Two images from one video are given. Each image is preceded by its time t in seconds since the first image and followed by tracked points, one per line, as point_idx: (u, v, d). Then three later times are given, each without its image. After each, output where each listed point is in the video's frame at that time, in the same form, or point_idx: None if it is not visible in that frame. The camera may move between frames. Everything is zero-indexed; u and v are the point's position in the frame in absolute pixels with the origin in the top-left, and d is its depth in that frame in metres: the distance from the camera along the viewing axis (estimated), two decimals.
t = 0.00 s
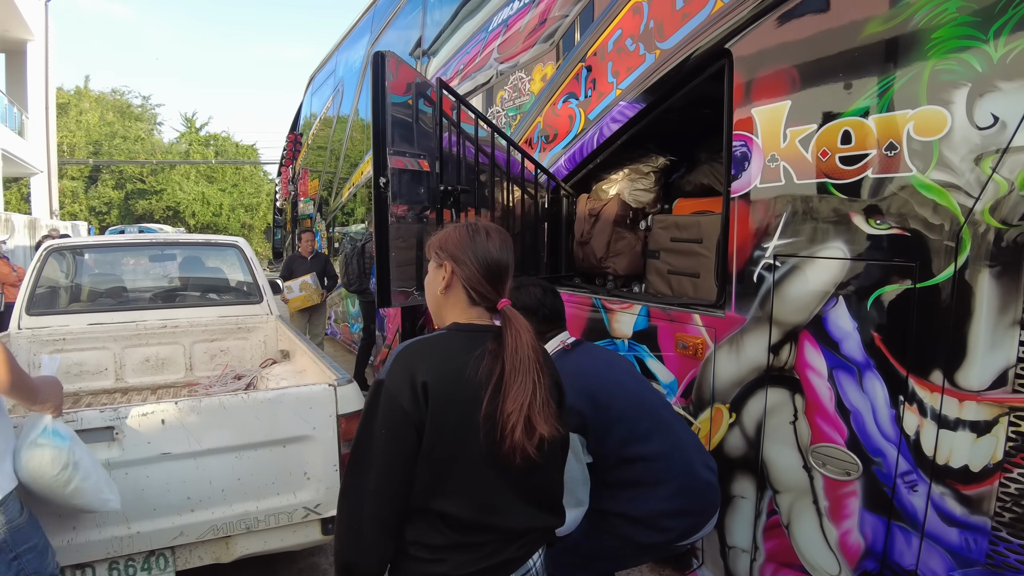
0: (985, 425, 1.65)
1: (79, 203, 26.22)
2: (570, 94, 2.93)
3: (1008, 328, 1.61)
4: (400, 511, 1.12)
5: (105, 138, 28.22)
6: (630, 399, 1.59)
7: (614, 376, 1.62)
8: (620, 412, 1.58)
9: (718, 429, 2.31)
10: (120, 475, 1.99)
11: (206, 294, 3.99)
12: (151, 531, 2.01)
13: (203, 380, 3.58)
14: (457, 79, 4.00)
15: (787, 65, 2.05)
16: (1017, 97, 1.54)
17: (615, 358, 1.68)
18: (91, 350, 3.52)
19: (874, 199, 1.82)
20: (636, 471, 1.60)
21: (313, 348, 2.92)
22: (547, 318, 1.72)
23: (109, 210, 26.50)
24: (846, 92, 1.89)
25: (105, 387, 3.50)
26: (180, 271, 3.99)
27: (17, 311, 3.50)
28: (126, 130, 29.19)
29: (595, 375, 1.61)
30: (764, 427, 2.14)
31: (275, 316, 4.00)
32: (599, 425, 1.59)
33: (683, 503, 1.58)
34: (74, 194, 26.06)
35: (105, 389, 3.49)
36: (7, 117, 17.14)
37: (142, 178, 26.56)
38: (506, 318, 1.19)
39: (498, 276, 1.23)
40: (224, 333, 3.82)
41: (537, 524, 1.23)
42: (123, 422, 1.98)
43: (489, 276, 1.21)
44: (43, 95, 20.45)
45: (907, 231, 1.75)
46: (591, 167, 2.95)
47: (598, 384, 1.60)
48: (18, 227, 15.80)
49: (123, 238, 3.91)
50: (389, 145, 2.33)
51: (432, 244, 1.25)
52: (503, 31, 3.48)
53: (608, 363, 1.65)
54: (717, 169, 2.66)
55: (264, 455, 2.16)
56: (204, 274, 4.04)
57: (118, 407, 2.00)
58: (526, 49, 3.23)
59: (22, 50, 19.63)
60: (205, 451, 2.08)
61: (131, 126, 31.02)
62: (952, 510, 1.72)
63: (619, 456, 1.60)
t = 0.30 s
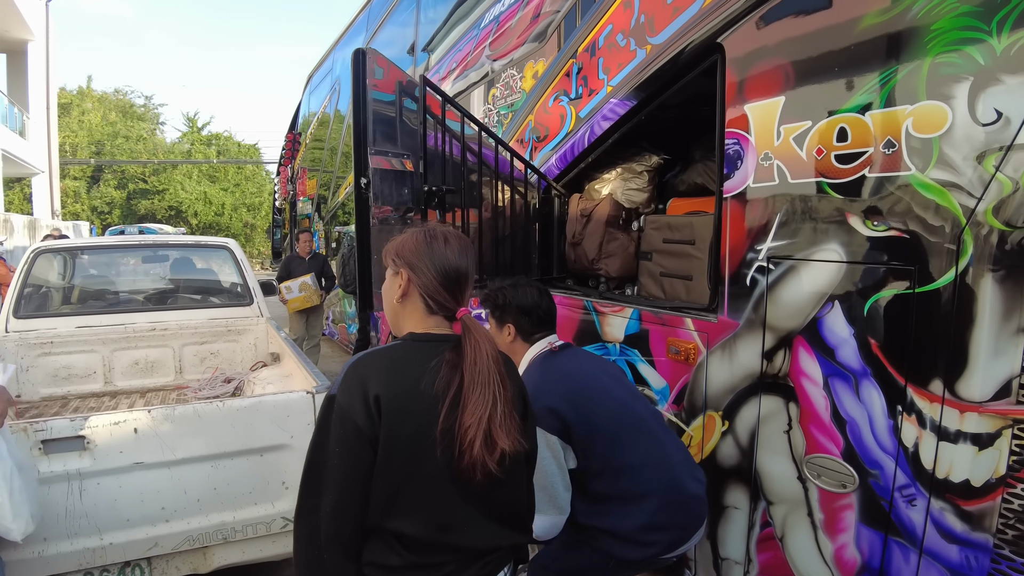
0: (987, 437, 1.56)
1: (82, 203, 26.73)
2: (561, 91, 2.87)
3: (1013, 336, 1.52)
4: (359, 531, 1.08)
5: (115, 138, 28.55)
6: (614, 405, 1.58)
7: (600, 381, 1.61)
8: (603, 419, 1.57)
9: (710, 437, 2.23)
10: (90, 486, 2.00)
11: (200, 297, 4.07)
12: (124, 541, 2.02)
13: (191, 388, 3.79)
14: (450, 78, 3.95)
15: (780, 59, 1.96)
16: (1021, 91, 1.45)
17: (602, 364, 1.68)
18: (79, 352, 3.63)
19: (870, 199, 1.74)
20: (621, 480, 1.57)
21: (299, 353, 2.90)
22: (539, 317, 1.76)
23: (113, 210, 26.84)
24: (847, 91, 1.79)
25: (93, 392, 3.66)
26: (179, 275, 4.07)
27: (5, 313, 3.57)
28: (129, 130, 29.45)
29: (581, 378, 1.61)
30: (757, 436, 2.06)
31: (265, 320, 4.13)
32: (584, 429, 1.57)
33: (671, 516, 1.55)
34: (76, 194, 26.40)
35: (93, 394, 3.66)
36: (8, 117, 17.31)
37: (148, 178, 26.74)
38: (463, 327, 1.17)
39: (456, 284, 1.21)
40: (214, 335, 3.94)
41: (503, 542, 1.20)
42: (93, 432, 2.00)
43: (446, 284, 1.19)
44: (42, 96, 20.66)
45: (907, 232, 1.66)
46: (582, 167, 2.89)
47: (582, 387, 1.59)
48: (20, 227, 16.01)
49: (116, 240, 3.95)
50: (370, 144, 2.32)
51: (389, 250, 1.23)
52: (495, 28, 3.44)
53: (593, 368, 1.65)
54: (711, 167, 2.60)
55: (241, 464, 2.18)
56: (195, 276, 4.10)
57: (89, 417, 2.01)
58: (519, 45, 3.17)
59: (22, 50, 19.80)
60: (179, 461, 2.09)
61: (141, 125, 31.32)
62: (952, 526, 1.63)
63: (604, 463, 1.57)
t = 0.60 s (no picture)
0: (998, 447, 1.50)
1: (87, 203, 26.95)
2: (561, 90, 2.83)
3: None
4: (342, 545, 1.05)
5: (122, 139, 28.76)
6: (603, 355, 1.59)
7: (592, 331, 1.62)
8: (587, 367, 1.59)
9: (713, 443, 2.19)
10: (81, 491, 1.99)
11: (196, 296, 4.06)
12: (115, 548, 2.00)
13: (191, 388, 3.77)
14: (450, 78, 3.92)
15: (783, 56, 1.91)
16: None
17: (604, 313, 1.69)
18: (76, 354, 3.62)
19: (876, 199, 1.68)
20: (593, 425, 1.60)
21: (296, 355, 2.89)
22: (547, 263, 1.82)
23: (119, 210, 27.01)
24: (853, 90, 1.73)
25: (91, 392, 3.64)
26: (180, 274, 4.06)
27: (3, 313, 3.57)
28: (135, 130, 29.60)
29: (574, 325, 1.62)
30: (760, 442, 2.01)
31: (264, 320, 4.11)
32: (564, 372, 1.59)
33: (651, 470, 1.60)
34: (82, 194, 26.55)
35: (91, 395, 3.65)
36: (14, 117, 17.43)
37: (154, 178, 26.88)
38: (448, 333, 1.14)
39: (443, 288, 1.18)
40: (213, 336, 3.93)
41: (491, 554, 1.17)
42: (83, 436, 2.00)
43: (432, 288, 1.16)
44: (47, 96, 20.79)
45: (915, 234, 1.61)
46: (583, 167, 2.84)
47: (572, 332, 1.61)
48: (26, 227, 16.16)
49: (115, 240, 3.94)
50: (366, 143, 2.29)
51: (371, 254, 1.19)
52: (495, 26, 3.41)
53: (591, 317, 1.66)
54: (713, 167, 2.56)
55: (235, 469, 2.17)
56: (195, 276, 4.10)
57: (79, 420, 2.01)
58: (519, 44, 3.14)
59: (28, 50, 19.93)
60: (170, 465, 2.08)
61: (148, 125, 31.54)
62: (961, 537, 1.58)
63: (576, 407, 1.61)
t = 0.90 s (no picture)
0: (1021, 455, 1.48)
1: (94, 203, 27.11)
2: (573, 91, 2.81)
3: None
4: (352, 560, 1.12)
5: (128, 138, 28.90)
6: (615, 333, 1.58)
7: (610, 304, 1.59)
8: (589, 340, 1.57)
9: (727, 448, 2.17)
10: (91, 495, 2.00)
11: (204, 297, 4.05)
12: (126, 551, 2.02)
13: (199, 389, 3.78)
14: (460, 78, 3.92)
15: (801, 58, 1.88)
16: None
17: (632, 283, 1.63)
18: (85, 354, 3.64)
19: (895, 202, 1.65)
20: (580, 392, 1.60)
21: (306, 356, 2.90)
22: (591, 215, 1.69)
23: (125, 209, 27.14)
24: (864, 92, 1.72)
25: (100, 393, 3.66)
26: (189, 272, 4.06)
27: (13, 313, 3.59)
28: (140, 130, 29.71)
29: (591, 292, 1.58)
30: (776, 447, 1.99)
31: (273, 321, 4.11)
32: (565, 335, 1.57)
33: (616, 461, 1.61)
34: (90, 194, 26.71)
35: (100, 395, 3.68)
36: (23, 117, 17.56)
37: (161, 177, 27.01)
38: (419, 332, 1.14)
39: (444, 285, 1.21)
40: (221, 337, 3.93)
41: (505, 565, 1.20)
42: (93, 440, 2.00)
43: (433, 284, 1.20)
44: (54, 96, 20.89)
45: (935, 239, 1.58)
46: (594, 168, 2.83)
47: (588, 297, 1.58)
48: (34, 226, 16.27)
49: (124, 241, 3.94)
50: (378, 145, 2.27)
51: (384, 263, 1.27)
52: (506, 26, 3.41)
53: (614, 286, 1.61)
54: (728, 169, 2.47)
55: (246, 473, 2.17)
56: (206, 277, 4.09)
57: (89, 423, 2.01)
58: (530, 44, 3.14)
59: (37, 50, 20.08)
60: (181, 469, 2.09)
61: (154, 125, 31.68)
62: (982, 546, 1.56)
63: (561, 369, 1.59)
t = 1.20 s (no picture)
0: None
1: (99, 203, 27.14)
2: (587, 92, 2.82)
3: None
4: (359, 563, 1.24)
5: (131, 138, 28.96)
6: (626, 332, 1.58)
7: (624, 301, 1.59)
8: (599, 335, 1.59)
9: (743, 450, 2.17)
10: (107, 496, 2.12)
11: (216, 298, 4.06)
12: (142, 553, 2.13)
13: (208, 389, 3.77)
14: (471, 77, 3.92)
15: (821, 59, 1.88)
16: None
17: (653, 284, 1.61)
18: (94, 354, 3.64)
19: (918, 205, 1.64)
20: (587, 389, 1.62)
21: (318, 357, 2.91)
22: (620, 206, 1.70)
23: (129, 209, 27.21)
24: (872, 90, 1.75)
25: (109, 393, 3.66)
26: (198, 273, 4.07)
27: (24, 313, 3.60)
28: (145, 130, 29.79)
29: (605, 290, 1.59)
30: (794, 451, 1.99)
31: (283, 321, 4.10)
32: (575, 327, 1.60)
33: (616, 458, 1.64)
34: (95, 194, 26.78)
35: (110, 395, 3.66)
36: (30, 117, 17.62)
37: (166, 177, 27.07)
38: (413, 339, 1.20)
39: (442, 287, 1.24)
40: (231, 338, 3.93)
41: None
42: (110, 439, 2.11)
43: (430, 288, 1.24)
44: (62, 96, 20.96)
45: (958, 242, 1.57)
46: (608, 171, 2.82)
47: (602, 293, 1.60)
48: (41, 226, 16.31)
49: (133, 241, 3.95)
50: (395, 146, 2.26)
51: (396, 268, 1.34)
52: (519, 27, 3.42)
53: (631, 284, 1.60)
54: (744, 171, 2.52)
55: (262, 474, 2.29)
56: (216, 277, 4.10)
57: (106, 425, 2.12)
58: (542, 46, 3.17)
59: (44, 50, 20.15)
60: (196, 471, 2.21)
61: (158, 125, 31.76)
62: (1005, 550, 1.54)
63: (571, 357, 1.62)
